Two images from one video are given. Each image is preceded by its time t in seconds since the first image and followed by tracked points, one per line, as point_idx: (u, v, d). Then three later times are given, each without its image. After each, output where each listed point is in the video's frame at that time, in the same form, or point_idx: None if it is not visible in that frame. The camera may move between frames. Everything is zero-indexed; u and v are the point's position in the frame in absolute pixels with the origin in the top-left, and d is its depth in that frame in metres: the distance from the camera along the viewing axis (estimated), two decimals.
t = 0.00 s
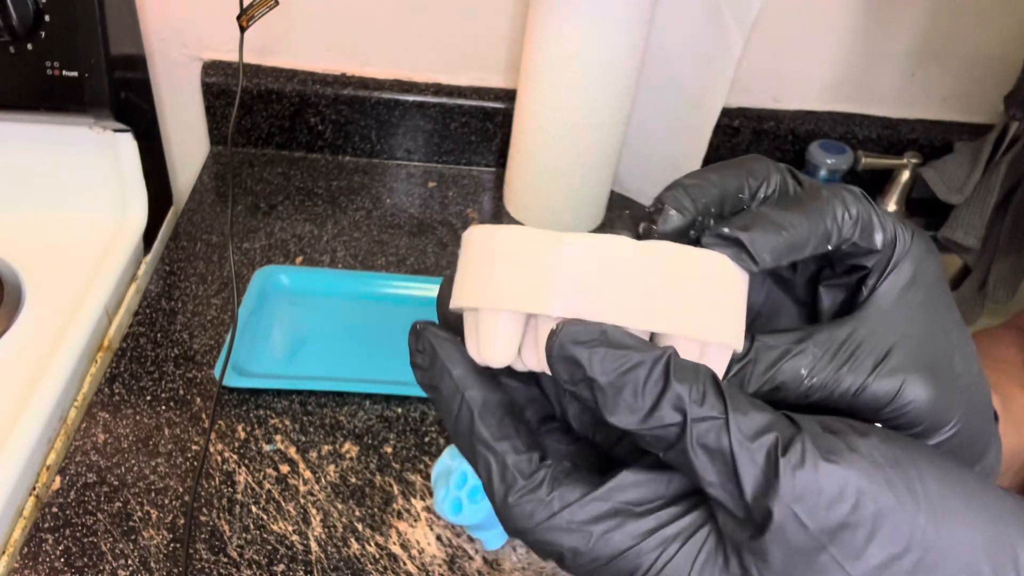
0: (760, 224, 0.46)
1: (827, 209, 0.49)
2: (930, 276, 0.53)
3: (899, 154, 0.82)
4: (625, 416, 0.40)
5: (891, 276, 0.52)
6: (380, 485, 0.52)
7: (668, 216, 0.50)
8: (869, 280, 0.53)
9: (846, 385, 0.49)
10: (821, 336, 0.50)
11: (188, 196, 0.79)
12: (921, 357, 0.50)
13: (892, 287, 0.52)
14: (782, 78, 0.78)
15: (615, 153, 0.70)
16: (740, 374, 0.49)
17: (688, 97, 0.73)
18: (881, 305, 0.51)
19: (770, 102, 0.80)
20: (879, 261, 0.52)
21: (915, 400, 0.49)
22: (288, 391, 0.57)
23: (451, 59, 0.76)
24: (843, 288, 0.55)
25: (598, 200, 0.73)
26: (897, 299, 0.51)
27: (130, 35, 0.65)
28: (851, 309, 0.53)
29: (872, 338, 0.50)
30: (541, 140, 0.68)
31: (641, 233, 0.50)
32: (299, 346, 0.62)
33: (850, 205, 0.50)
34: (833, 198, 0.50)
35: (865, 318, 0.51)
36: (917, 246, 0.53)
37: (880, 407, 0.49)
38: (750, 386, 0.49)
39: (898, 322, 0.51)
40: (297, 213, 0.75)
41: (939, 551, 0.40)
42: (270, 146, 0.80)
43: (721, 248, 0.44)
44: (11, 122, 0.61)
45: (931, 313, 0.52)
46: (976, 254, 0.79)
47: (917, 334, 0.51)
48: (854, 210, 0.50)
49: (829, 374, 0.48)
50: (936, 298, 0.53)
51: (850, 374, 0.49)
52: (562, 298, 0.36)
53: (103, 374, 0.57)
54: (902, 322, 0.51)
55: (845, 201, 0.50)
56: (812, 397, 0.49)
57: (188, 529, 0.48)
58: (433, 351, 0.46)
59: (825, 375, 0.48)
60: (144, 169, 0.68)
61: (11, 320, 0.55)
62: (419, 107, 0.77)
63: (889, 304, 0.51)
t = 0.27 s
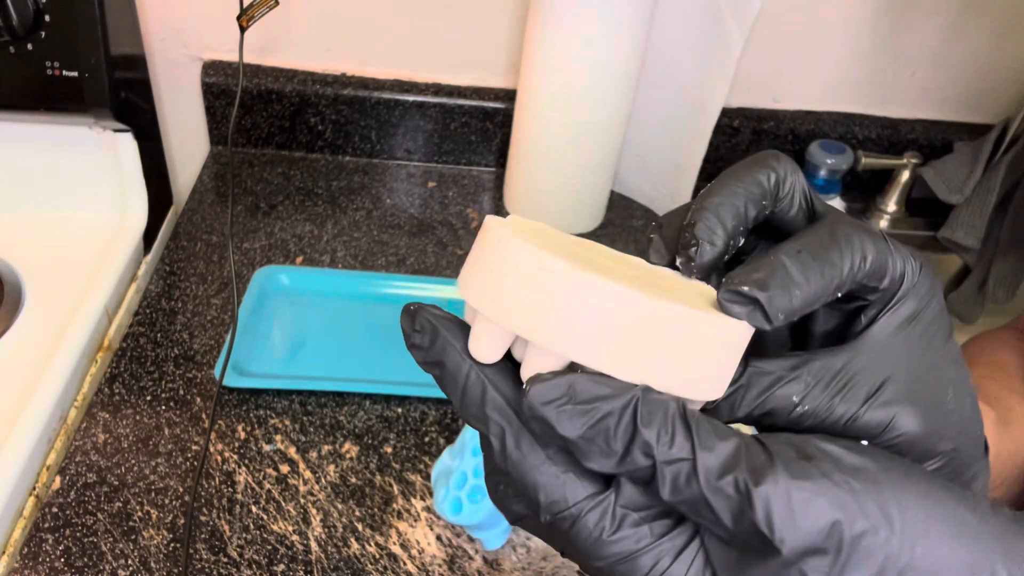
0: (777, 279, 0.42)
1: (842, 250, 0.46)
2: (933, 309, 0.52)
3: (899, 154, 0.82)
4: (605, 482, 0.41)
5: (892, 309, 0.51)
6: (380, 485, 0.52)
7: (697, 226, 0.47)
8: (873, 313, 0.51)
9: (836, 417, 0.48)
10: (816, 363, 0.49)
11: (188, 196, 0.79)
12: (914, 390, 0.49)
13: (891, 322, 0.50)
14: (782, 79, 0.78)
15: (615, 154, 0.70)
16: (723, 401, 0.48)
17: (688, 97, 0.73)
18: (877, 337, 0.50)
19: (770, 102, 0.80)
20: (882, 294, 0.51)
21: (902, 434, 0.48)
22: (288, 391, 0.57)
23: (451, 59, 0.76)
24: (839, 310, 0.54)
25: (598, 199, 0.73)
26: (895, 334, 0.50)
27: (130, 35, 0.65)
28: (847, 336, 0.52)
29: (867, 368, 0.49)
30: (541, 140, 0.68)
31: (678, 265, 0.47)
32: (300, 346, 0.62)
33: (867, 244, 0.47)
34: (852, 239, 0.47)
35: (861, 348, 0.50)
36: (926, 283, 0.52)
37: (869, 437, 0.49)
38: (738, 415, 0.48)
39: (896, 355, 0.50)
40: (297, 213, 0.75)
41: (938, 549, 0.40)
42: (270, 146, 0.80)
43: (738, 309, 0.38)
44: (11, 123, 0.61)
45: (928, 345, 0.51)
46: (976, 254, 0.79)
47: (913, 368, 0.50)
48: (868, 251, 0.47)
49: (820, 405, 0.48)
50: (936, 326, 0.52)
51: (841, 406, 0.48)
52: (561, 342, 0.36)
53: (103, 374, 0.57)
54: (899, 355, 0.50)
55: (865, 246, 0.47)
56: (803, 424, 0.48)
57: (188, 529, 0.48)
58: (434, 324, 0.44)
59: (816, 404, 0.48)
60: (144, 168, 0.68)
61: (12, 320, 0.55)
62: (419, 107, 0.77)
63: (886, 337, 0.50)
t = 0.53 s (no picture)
0: (793, 301, 0.42)
1: (864, 268, 0.47)
2: (951, 333, 0.52)
3: (898, 154, 0.82)
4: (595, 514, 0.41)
5: (911, 329, 0.50)
6: (380, 485, 0.52)
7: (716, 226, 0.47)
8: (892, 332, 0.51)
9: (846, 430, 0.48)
10: (831, 375, 0.49)
11: (189, 196, 0.79)
12: (929, 409, 0.49)
13: (911, 340, 0.50)
14: (781, 79, 0.78)
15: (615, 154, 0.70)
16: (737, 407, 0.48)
17: (687, 98, 0.73)
18: (895, 353, 0.50)
19: (770, 102, 0.80)
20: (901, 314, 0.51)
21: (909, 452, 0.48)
22: (288, 390, 0.58)
23: (451, 59, 0.76)
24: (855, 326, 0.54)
25: (598, 199, 0.73)
26: (914, 352, 0.50)
27: (130, 35, 0.65)
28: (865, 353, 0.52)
29: (882, 382, 0.49)
30: (540, 140, 0.68)
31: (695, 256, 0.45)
32: (299, 346, 0.62)
33: (888, 261, 0.48)
34: (874, 261, 0.47)
35: (878, 364, 0.49)
36: (946, 308, 0.51)
37: (877, 452, 0.49)
38: (753, 418, 0.48)
39: (913, 373, 0.50)
40: (297, 213, 0.75)
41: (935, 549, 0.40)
42: (271, 146, 0.80)
43: (750, 332, 0.37)
44: (11, 122, 0.61)
45: (944, 366, 0.51)
46: (976, 254, 0.79)
47: (929, 387, 0.50)
48: (887, 270, 0.48)
49: (831, 416, 0.48)
50: (952, 348, 0.51)
51: (852, 419, 0.48)
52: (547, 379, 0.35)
53: (103, 374, 0.57)
54: (916, 374, 0.50)
55: (886, 267, 0.48)
56: (814, 434, 0.49)
57: (188, 529, 0.48)
58: (410, 356, 0.44)
59: (827, 416, 0.48)
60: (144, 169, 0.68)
61: (12, 320, 0.55)
62: (419, 107, 0.77)
63: (903, 354, 0.50)
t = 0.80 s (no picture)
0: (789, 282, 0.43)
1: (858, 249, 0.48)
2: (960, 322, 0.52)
3: (898, 154, 0.82)
4: (594, 511, 0.41)
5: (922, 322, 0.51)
6: (379, 485, 0.52)
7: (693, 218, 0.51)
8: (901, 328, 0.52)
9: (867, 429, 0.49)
10: (851, 373, 0.50)
11: (188, 195, 0.79)
12: (948, 409, 0.50)
13: (921, 334, 0.51)
14: (781, 79, 0.78)
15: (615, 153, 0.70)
16: (755, 408, 0.50)
17: (688, 98, 0.73)
18: (908, 351, 0.51)
19: (770, 102, 0.80)
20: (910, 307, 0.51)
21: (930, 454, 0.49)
22: (288, 390, 0.58)
23: (451, 59, 0.76)
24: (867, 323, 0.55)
25: (597, 199, 0.73)
26: (925, 346, 0.51)
27: (130, 35, 0.65)
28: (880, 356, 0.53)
29: (902, 382, 0.50)
30: (540, 140, 0.68)
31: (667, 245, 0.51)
32: (300, 346, 0.62)
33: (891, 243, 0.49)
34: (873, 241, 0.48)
35: (895, 364, 0.50)
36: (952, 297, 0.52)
37: (898, 453, 0.49)
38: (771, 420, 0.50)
39: (925, 368, 0.50)
40: (297, 213, 0.75)
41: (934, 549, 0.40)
42: (271, 146, 0.80)
43: (745, 310, 0.40)
44: (11, 122, 0.61)
45: (954, 360, 0.51)
46: (976, 254, 0.79)
47: (945, 387, 0.50)
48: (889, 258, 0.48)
49: (852, 416, 0.49)
50: (961, 340, 0.52)
51: (874, 417, 0.49)
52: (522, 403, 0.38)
53: (104, 374, 0.57)
54: (931, 371, 0.50)
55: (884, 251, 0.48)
56: (835, 434, 0.49)
57: (188, 529, 0.48)
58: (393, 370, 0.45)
59: (847, 415, 0.49)
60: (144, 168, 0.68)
61: (12, 320, 0.56)
62: (419, 107, 0.77)
63: (918, 352, 0.50)
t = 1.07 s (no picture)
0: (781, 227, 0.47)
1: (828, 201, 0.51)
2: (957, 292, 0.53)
3: (898, 154, 0.82)
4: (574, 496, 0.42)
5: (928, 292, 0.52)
6: (380, 485, 0.52)
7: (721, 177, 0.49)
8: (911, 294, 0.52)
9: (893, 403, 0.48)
10: (875, 346, 0.49)
11: (188, 195, 0.79)
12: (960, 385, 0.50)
13: (929, 305, 0.51)
14: (781, 79, 0.78)
15: (615, 153, 0.70)
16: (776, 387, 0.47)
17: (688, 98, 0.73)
18: (920, 323, 0.51)
19: (770, 102, 0.80)
20: (917, 273, 0.52)
21: (947, 429, 0.49)
22: (288, 390, 0.58)
23: (451, 59, 0.76)
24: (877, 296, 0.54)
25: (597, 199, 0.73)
26: (932, 318, 0.51)
27: (130, 35, 0.65)
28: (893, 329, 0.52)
29: (919, 356, 0.50)
30: (540, 140, 0.68)
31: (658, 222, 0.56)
32: (299, 346, 0.62)
33: (874, 192, 0.51)
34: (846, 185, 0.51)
35: (911, 339, 0.51)
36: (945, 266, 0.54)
37: (915, 427, 0.49)
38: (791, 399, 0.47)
39: (937, 342, 0.51)
40: (297, 213, 0.75)
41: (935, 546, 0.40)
42: (270, 146, 0.80)
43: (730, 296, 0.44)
44: (11, 122, 0.61)
45: (958, 335, 0.52)
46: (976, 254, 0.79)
47: (953, 362, 0.51)
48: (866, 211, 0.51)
49: (880, 388, 0.48)
50: (961, 317, 0.53)
51: (898, 390, 0.48)
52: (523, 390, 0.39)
53: (104, 374, 0.57)
54: (943, 346, 0.51)
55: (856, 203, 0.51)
56: (862, 408, 0.48)
57: (189, 529, 0.48)
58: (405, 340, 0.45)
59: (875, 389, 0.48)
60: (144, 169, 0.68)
61: (12, 320, 0.56)
62: (419, 107, 0.77)
63: (930, 326, 0.51)
